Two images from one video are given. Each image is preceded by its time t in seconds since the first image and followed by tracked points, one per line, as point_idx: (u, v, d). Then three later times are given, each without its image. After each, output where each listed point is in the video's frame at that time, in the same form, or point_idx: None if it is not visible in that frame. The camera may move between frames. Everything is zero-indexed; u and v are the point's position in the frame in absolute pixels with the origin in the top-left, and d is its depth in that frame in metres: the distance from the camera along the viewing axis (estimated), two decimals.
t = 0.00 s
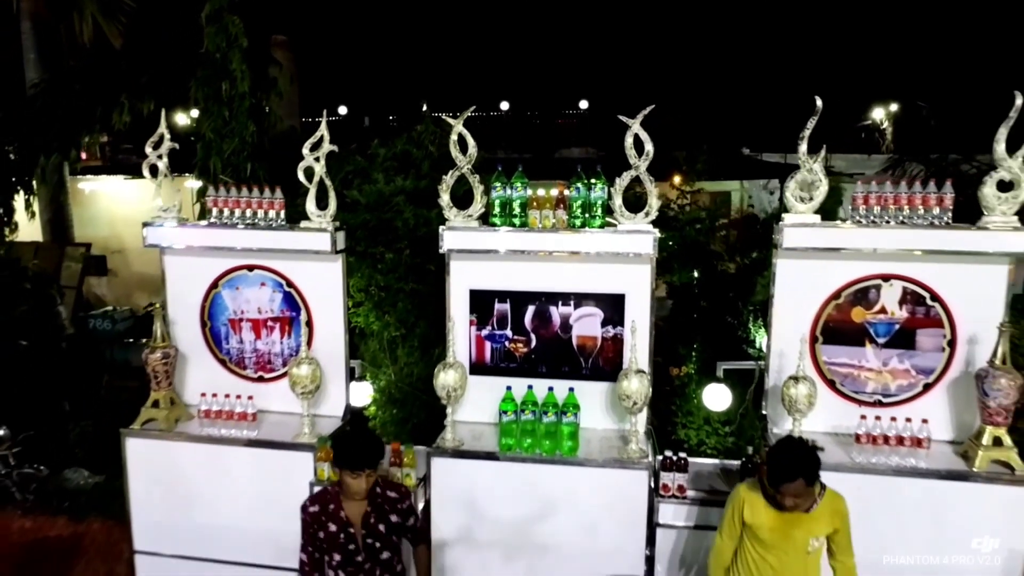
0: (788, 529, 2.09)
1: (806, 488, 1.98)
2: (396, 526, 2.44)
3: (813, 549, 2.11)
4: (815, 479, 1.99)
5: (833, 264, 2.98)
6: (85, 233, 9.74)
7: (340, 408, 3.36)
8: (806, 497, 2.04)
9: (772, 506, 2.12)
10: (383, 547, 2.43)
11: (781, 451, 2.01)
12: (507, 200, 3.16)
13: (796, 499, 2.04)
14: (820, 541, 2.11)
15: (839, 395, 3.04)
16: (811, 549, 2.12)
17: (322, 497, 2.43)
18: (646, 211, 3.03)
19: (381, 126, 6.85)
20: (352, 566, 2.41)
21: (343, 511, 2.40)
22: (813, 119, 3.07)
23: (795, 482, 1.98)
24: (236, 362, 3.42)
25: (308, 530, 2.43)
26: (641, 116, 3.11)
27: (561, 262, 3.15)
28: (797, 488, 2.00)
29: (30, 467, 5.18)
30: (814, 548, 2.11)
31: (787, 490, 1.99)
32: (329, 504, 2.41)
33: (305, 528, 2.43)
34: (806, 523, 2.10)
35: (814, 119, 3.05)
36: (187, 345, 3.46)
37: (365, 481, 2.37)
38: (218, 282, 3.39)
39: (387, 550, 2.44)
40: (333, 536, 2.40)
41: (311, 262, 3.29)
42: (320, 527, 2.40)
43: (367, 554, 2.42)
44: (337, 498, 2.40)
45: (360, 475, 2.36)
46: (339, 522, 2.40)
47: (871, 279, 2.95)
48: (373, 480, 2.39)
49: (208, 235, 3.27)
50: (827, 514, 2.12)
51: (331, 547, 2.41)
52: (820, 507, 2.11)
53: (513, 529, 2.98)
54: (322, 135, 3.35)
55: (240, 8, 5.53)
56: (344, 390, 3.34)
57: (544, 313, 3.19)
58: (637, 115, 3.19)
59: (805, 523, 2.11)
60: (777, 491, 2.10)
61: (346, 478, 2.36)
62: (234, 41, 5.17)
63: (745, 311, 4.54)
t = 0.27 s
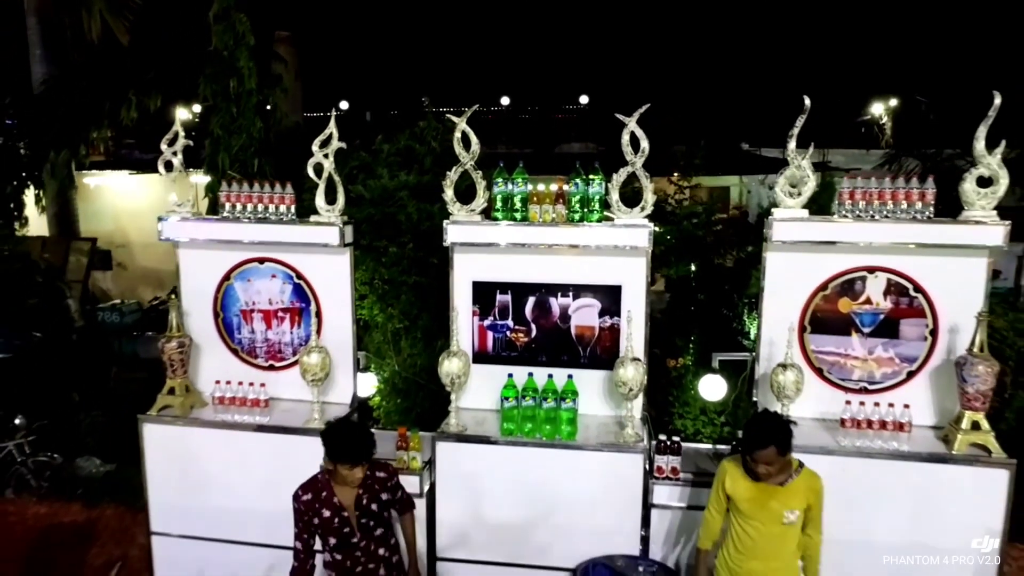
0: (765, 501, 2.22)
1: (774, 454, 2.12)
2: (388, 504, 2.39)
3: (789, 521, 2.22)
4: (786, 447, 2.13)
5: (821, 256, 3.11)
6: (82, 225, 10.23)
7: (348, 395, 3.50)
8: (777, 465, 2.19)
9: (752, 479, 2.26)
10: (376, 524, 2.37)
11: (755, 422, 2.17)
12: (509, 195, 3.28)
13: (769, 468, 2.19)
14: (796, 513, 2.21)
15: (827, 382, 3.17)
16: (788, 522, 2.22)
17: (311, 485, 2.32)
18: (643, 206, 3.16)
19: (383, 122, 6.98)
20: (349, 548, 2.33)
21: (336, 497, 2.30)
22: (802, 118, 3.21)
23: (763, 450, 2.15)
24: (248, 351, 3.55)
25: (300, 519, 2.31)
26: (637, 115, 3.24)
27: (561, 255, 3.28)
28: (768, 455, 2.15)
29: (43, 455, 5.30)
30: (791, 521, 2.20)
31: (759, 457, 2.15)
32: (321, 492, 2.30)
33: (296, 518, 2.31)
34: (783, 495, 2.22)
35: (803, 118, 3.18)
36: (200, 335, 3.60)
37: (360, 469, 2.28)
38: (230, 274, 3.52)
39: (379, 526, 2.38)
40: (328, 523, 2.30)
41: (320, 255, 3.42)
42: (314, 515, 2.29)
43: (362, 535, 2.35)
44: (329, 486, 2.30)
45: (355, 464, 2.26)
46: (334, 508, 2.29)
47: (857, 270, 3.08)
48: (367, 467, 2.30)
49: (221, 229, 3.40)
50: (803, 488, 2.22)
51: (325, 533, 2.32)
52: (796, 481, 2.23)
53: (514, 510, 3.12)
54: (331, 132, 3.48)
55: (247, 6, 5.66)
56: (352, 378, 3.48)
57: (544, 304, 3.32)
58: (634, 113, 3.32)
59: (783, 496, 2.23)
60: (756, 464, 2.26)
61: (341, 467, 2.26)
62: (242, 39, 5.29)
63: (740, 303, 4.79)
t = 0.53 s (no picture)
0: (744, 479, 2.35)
1: (750, 428, 2.27)
2: (395, 486, 2.55)
3: (769, 500, 2.33)
4: (764, 425, 2.29)
5: (809, 254, 3.25)
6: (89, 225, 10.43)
7: (355, 388, 3.63)
8: (753, 442, 2.33)
9: (734, 460, 2.40)
10: (386, 506, 2.51)
11: (735, 411, 2.33)
12: (510, 196, 3.41)
13: (747, 446, 2.33)
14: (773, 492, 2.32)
15: (815, 375, 3.31)
16: (768, 501, 2.34)
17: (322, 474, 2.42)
18: (639, 206, 3.30)
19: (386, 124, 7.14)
20: (363, 531, 2.45)
21: (349, 483, 2.41)
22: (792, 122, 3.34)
23: (738, 424, 2.31)
24: (258, 346, 3.69)
25: (315, 507, 2.41)
26: (633, 118, 3.38)
27: (560, 253, 3.42)
28: (749, 432, 2.30)
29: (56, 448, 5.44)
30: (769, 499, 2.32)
31: (733, 434, 2.31)
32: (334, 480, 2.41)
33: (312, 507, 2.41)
34: (762, 474, 2.35)
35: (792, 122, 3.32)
36: (212, 330, 3.73)
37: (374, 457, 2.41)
38: (242, 272, 3.66)
39: (388, 508, 2.53)
40: (344, 508, 2.41)
41: (329, 253, 3.55)
42: (329, 502, 2.40)
43: (374, 517, 2.48)
44: (342, 474, 2.41)
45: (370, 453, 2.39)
46: (348, 493, 2.41)
47: (844, 268, 3.22)
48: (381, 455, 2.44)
49: (234, 228, 3.54)
50: (779, 468, 2.34)
51: (338, 518, 2.42)
52: (773, 461, 2.36)
53: (515, 496, 3.25)
54: (340, 136, 3.62)
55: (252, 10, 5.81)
56: (359, 371, 3.62)
57: (544, 300, 3.46)
58: (630, 117, 3.46)
59: (762, 475, 2.36)
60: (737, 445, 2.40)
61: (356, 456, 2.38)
62: (250, 43, 5.44)
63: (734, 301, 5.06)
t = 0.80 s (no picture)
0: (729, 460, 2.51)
1: (734, 409, 2.44)
2: (416, 467, 2.68)
3: (752, 480, 2.50)
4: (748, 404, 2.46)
5: (797, 252, 3.40)
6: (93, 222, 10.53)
7: (364, 380, 3.79)
8: (737, 423, 2.50)
9: (720, 443, 2.57)
10: (408, 485, 2.65)
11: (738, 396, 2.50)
12: (513, 196, 3.57)
13: (733, 427, 2.50)
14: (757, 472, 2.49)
15: (804, 367, 3.47)
16: (752, 482, 2.50)
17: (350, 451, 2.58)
18: (635, 206, 3.46)
19: (390, 126, 7.32)
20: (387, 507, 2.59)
21: (375, 460, 2.56)
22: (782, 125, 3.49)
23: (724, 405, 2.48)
24: (271, 340, 3.85)
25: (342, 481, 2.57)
26: (630, 122, 3.53)
27: (560, 250, 3.57)
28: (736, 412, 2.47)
29: (71, 440, 5.61)
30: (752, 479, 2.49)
31: (718, 416, 2.48)
32: (361, 457, 2.57)
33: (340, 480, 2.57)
34: (746, 456, 2.51)
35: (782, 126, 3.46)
36: (227, 325, 3.89)
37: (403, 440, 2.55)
38: (255, 269, 3.82)
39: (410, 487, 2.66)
40: (370, 484, 2.56)
41: (339, 251, 3.71)
42: (357, 477, 2.55)
43: (397, 495, 2.61)
44: (369, 452, 2.56)
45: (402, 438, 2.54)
46: (374, 470, 2.56)
47: (830, 265, 3.38)
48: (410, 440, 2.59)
49: (247, 227, 3.69)
50: (761, 450, 2.51)
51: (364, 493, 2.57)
52: (756, 444, 2.52)
53: (517, 482, 3.41)
54: (349, 138, 3.77)
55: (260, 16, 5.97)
56: (368, 364, 3.77)
57: (545, 295, 3.62)
58: (627, 121, 3.62)
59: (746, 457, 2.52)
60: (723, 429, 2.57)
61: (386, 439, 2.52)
62: (258, 47, 5.61)
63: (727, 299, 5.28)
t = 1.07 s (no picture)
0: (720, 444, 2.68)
1: (726, 393, 2.61)
2: (433, 453, 2.87)
3: (741, 463, 2.66)
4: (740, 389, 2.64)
5: (788, 250, 3.54)
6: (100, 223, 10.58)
7: (371, 373, 3.94)
8: (728, 407, 2.66)
9: (711, 429, 2.74)
10: (425, 469, 2.84)
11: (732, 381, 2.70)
12: (515, 197, 3.71)
13: (724, 411, 2.67)
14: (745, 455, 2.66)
15: (794, 360, 3.61)
16: (741, 465, 2.67)
17: (375, 432, 2.81)
18: (632, 206, 3.60)
19: (394, 128, 7.47)
20: (405, 487, 2.79)
21: (397, 441, 2.78)
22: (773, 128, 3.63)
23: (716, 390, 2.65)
24: (282, 335, 3.99)
25: (366, 459, 2.80)
26: (628, 126, 3.68)
27: (561, 249, 3.72)
28: (728, 396, 2.64)
29: (84, 434, 5.75)
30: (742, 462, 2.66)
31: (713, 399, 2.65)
32: (384, 437, 2.79)
33: (364, 458, 2.80)
34: (735, 440, 2.68)
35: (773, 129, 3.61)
36: (239, 320, 4.04)
37: (423, 422, 2.77)
38: (267, 266, 3.96)
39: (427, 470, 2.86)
40: (390, 463, 2.77)
41: (347, 249, 3.86)
42: (379, 455, 2.77)
43: (415, 476, 2.81)
44: (392, 433, 2.78)
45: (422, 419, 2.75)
46: (395, 450, 2.77)
47: (820, 262, 3.52)
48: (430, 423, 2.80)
49: (259, 226, 3.84)
50: (749, 434, 2.68)
51: (385, 472, 2.78)
52: (745, 429, 2.69)
53: (519, 471, 3.56)
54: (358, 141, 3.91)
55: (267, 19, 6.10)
56: (375, 358, 3.92)
57: (546, 292, 3.76)
58: (624, 125, 3.76)
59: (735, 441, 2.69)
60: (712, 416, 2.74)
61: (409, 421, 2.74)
62: (266, 51, 5.74)
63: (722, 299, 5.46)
